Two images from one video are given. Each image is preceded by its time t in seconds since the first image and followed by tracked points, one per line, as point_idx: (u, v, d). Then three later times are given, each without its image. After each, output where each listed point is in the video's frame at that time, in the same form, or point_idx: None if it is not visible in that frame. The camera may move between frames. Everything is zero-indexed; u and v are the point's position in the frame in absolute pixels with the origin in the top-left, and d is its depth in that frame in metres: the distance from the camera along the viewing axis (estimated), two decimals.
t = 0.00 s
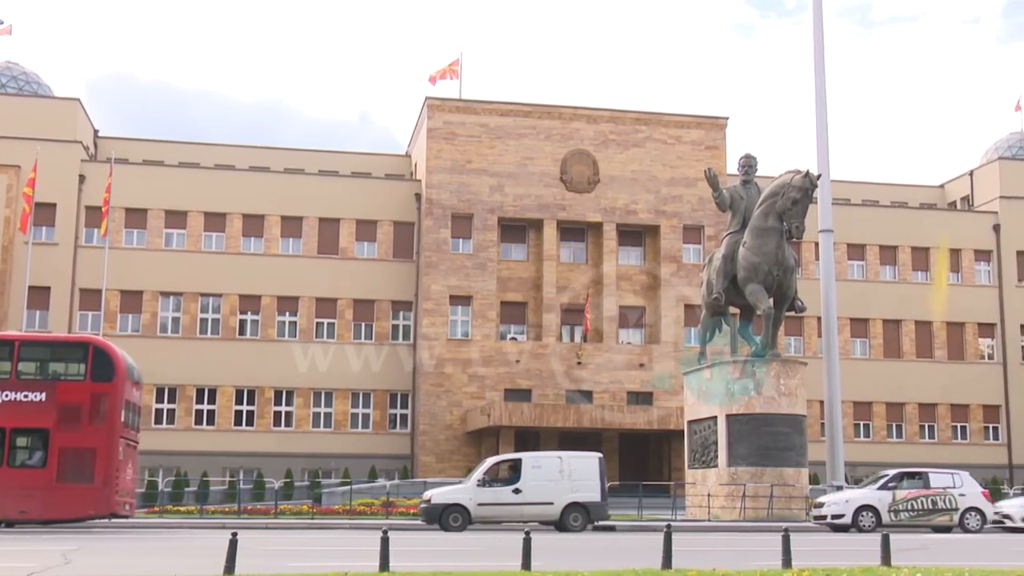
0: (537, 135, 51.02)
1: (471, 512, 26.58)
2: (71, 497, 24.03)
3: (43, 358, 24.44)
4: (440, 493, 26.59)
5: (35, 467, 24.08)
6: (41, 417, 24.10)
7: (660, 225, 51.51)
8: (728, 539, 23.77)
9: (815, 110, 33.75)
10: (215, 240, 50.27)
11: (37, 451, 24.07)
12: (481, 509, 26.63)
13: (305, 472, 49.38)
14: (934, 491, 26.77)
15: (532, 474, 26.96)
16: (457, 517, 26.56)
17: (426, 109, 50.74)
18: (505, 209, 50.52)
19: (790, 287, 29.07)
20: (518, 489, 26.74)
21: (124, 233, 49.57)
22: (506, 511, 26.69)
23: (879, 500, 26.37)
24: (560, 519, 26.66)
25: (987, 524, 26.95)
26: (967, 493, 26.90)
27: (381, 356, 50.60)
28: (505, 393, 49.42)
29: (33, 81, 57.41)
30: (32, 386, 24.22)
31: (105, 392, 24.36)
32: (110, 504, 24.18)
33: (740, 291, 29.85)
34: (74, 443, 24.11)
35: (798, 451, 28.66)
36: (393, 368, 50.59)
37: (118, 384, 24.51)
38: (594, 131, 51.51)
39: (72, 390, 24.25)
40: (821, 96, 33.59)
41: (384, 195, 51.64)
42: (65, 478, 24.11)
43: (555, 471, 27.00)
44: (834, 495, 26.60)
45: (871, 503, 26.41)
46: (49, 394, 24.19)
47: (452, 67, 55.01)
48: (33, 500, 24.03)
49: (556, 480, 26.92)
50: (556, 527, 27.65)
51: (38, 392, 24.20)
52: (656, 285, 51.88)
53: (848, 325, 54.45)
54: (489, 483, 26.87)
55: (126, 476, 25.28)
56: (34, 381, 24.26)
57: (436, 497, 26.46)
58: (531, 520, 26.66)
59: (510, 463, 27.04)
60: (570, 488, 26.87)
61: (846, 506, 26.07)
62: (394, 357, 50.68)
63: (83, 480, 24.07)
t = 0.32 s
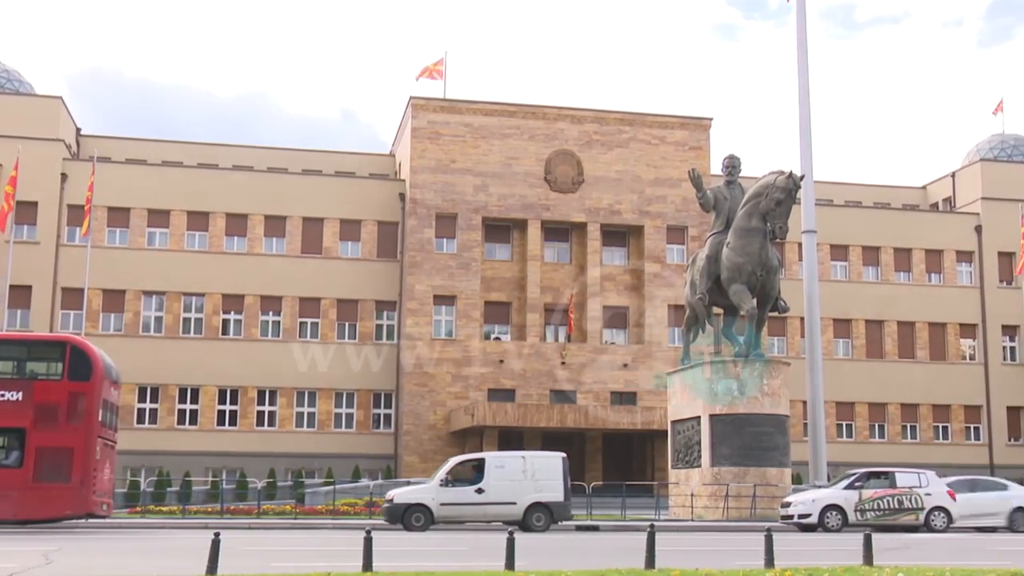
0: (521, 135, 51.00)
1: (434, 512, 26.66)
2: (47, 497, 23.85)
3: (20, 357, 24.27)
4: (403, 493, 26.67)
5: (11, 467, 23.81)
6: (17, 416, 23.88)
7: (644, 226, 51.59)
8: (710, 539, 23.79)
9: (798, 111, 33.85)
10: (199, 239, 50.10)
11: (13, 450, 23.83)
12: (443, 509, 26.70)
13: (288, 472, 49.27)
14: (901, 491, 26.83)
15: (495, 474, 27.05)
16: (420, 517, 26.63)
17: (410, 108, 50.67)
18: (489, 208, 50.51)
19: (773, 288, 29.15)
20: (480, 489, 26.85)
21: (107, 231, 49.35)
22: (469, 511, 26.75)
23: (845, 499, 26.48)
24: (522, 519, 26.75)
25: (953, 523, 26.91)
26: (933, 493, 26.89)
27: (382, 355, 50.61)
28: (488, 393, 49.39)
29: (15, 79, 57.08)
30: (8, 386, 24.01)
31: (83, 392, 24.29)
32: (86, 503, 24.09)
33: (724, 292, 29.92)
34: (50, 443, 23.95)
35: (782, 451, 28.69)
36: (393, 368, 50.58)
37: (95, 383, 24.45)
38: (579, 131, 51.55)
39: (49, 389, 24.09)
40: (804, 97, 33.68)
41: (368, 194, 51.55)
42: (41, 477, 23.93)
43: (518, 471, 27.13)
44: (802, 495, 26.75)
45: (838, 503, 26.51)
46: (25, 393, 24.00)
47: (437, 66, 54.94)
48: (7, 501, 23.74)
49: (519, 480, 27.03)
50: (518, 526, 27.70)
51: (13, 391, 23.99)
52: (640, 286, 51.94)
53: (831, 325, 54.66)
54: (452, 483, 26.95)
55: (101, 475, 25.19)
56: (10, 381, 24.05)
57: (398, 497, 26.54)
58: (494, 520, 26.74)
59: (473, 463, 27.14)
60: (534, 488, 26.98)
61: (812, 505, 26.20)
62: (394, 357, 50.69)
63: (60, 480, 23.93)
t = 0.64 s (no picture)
0: (506, 135, 50.99)
1: (397, 512, 26.75)
2: (25, 497, 23.60)
3: None
4: (366, 493, 26.83)
5: None
6: None
7: (629, 226, 51.64)
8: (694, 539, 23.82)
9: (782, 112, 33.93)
10: (182, 238, 49.94)
11: None
12: (406, 509, 26.78)
13: (272, 472, 49.17)
14: (869, 490, 27.00)
15: (459, 474, 27.01)
16: (383, 517, 26.79)
17: (395, 108, 50.59)
18: (474, 208, 50.49)
19: (757, 289, 29.21)
20: (444, 489, 26.81)
21: (89, 230, 49.14)
22: (432, 511, 26.77)
23: (813, 499, 26.51)
24: (486, 519, 26.76)
25: (920, 522, 27.21)
26: (900, 493, 27.12)
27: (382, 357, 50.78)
28: (473, 393, 49.39)
29: None
30: None
31: (61, 391, 24.13)
32: (65, 504, 23.84)
33: (708, 292, 29.97)
34: (29, 442, 23.80)
35: (766, 451, 28.82)
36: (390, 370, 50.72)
37: (74, 383, 24.30)
38: (564, 131, 51.57)
39: (27, 389, 23.97)
40: (788, 98, 33.76)
41: (353, 194, 51.43)
42: (19, 478, 23.73)
43: (482, 470, 27.06)
44: (770, 493, 26.80)
45: (805, 503, 26.52)
46: (4, 393, 23.90)
47: (422, 66, 54.90)
48: None
49: (482, 480, 26.99)
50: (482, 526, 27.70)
51: None
52: (624, 286, 52.00)
53: (814, 326, 54.86)
54: (415, 483, 27.00)
55: (82, 477, 24.97)
56: None
57: (361, 497, 26.70)
58: (457, 520, 26.76)
59: (437, 463, 27.11)
60: (497, 488, 26.94)
61: (779, 506, 26.27)
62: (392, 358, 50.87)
63: (38, 479, 23.73)
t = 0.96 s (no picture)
0: (492, 135, 50.97)
1: (361, 512, 26.71)
2: (3, 497, 23.37)
3: None
4: (330, 493, 26.79)
5: None
6: None
7: (614, 226, 51.69)
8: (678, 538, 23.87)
9: (767, 113, 34.01)
10: (166, 237, 49.76)
11: None
12: (371, 509, 26.73)
13: (256, 472, 49.04)
14: (837, 490, 27.19)
15: (423, 473, 27.01)
16: (347, 517, 26.77)
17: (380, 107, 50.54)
18: (459, 208, 50.47)
19: (742, 289, 29.28)
20: (408, 489, 26.83)
21: (73, 229, 48.90)
22: (396, 511, 26.77)
23: (781, 499, 26.58)
24: (450, 519, 26.76)
25: (889, 522, 27.41)
26: (869, 493, 27.31)
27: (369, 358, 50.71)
28: (458, 393, 49.37)
29: None
30: None
31: (40, 391, 24.05)
32: (44, 503, 23.64)
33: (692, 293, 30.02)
34: (8, 442, 23.64)
35: (750, 451, 28.94)
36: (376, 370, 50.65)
37: (53, 383, 24.23)
38: (549, 131, 51.57)
39: (6, 388, 23.85)
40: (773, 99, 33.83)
41: (336, 193, 51.31)
42: None
43: (446, 470, 27.08)
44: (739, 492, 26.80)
45: (774, 503, 26.60)
46: None
47: (407, 65, 54.83)
48: None
49: (447, 479, 26.99)
50: (447, 526, 27.74)
51: None
52: (609, 286, 52.03)
53: (798, 326, 55.05)
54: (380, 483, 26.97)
55: (61, 477, 24.83)
56: None
57: (326, 496, 26.66)
58: (422, 519, 26.79)
59: (402, 463, 27.13)
60: (462, 488, 26.97)
61: (749, 505, 26.27)
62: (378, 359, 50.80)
63: (17, 479, 23.53)
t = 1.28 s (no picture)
0: (478, 135, 50.95)
1: (326, 512, 26.63)
2: None
3: None
4: (295, 492, 26.61)
5: None
6: None
7: (600, 226, 51.72)
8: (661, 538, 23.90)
9: (754, 114, 34.08)
10: (152, 237, 49.60)
11: None
12: (336, 509, 26.68)
13: (241, 472, 48.87)
14: (807, 489, 27.22)
15: (389, 473, 27.01)
16: (311, 517, 26.67)
17: (367, 107, 50.46)
18: (445, 208, 50.44)
19: (727, 289, 29.34)
20: (374, 488, 26.81)
21: (57, 228, 48.67)
22: (361, 511, 26.74)
23: (752, 499, 26.66)
24: (417, 519, 26.71)
25: (859, 521, 27.49)
26: (839, 492, 27.36)
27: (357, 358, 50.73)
28: (444, 393, 49.31)
29: None
30: None
31: (21, 391, 23.92)
32: (25, 504, 23.59)
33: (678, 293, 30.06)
34: None
35: (735, 451, 29.03)
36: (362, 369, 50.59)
37: (35, 381, 24.08)
38: (536, 131, 51.58)
39: None
40: (760, 100, 33.90)
41: (321, 193, 51.21)
42: None
43: (412, 470, 27.10)
44: (710, 493, 26.86)
45: (744, 503, 26.68)
46: None
47: (394, 64, 54.76)
48: None
49: (413, 479, 27.00)
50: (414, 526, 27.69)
51: None
52: (595, 287, 52.07)
53: (783, 326, 55.21)
54: (345, 483, 26.95)
55: (42, 474, 24.75)
56: None
57: (291, 496, 26.46)
58: (387, 520, 26.75)
59: (367, 463, 27.14)
60: (428, 488, 26.98)
61: (719, 506, 26.34)
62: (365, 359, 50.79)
63: None
